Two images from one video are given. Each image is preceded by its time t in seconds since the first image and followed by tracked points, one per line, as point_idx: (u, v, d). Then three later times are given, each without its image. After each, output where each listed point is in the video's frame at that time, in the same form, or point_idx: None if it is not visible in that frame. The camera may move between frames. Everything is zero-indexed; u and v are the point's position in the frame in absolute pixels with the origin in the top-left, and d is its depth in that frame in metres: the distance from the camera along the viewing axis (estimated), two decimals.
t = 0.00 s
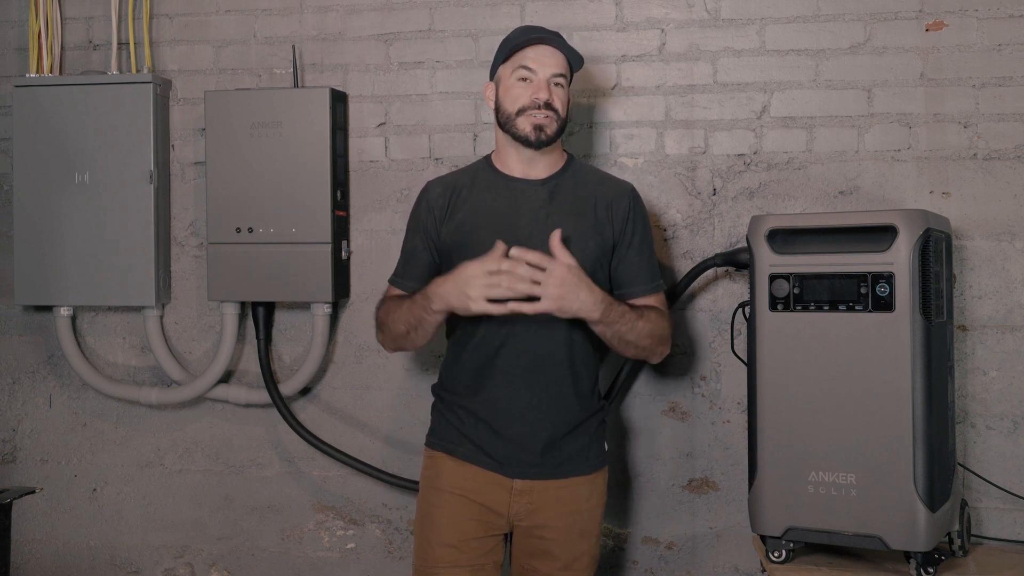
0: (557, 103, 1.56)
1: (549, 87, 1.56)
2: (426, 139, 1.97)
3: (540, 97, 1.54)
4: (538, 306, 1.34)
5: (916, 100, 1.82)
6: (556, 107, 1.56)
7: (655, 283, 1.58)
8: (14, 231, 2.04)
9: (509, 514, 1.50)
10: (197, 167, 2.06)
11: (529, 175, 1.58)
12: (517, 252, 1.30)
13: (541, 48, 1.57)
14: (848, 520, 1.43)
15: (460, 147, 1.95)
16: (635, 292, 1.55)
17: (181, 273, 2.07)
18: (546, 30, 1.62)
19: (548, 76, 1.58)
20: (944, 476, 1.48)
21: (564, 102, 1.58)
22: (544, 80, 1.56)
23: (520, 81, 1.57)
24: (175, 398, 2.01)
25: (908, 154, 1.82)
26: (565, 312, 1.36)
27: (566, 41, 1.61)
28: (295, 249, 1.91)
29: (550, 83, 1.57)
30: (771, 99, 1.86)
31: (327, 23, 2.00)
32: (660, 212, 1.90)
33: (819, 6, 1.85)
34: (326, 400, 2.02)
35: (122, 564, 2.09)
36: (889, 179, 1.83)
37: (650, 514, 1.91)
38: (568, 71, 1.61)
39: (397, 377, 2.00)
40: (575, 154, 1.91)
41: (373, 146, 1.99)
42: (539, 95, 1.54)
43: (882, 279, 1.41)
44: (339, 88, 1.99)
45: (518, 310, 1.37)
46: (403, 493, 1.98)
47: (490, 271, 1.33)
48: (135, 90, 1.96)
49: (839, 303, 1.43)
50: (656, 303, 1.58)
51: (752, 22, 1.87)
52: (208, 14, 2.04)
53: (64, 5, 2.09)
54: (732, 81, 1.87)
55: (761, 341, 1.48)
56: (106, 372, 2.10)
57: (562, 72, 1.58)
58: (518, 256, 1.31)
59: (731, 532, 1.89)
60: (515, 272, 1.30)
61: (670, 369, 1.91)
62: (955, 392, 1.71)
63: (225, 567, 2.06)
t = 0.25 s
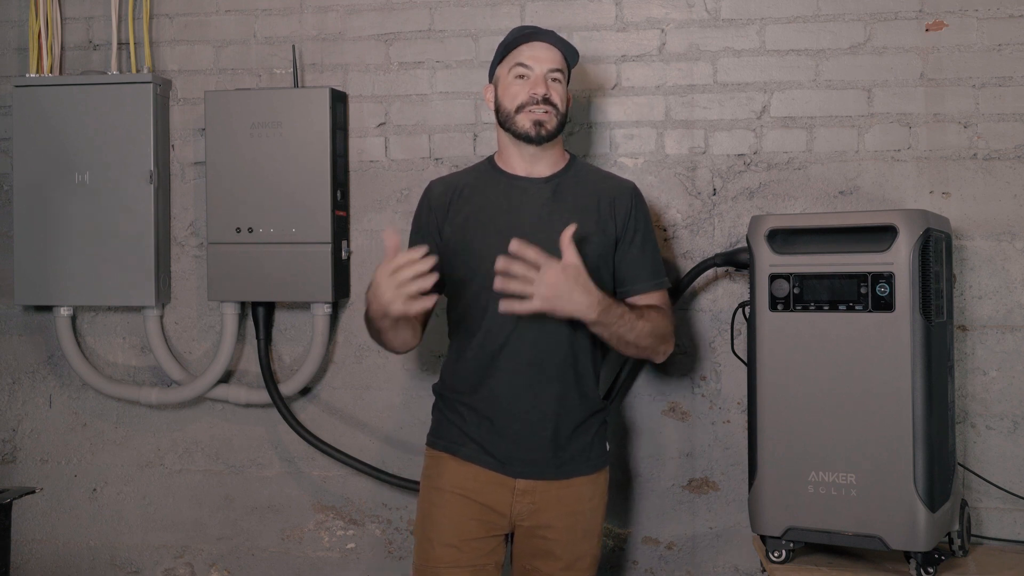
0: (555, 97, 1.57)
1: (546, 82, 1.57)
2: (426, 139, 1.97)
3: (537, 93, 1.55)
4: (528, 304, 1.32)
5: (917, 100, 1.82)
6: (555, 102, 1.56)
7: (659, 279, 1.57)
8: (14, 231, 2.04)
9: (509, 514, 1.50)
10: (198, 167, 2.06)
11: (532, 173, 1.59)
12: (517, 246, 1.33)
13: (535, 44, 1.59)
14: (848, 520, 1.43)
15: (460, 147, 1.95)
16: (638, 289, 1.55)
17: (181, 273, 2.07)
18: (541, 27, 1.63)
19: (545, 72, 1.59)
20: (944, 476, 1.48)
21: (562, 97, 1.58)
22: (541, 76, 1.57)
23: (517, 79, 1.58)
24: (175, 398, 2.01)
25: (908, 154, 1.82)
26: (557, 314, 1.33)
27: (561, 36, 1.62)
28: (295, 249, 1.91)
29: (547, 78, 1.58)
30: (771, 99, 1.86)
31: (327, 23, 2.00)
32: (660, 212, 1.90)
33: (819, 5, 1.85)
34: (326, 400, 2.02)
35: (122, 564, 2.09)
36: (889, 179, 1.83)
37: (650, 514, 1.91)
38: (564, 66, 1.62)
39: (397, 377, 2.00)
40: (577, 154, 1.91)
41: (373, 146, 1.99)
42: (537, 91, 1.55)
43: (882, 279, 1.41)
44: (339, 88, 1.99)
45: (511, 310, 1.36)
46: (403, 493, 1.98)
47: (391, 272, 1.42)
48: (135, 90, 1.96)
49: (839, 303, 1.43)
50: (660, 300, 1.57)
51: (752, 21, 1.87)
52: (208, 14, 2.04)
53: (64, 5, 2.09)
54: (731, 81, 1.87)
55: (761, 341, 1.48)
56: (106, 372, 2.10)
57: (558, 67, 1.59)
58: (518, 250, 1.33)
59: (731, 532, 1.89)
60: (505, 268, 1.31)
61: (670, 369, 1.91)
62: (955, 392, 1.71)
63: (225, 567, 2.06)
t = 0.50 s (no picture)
0: (555, 93, 1.57)
1: (546, 78, 1.58)
2: (426, 139, 1.97)
3: (538, 88, 1.56)
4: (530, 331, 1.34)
5: (917, 100, 1.82)
6: (555, 97, 1.57)
7: (659, 280, 1.57)
8: (14, 231, 2.04)
9: (510, 514, 1.50)
10: (198, 167, 2.06)
11: (533, 173, 1.59)
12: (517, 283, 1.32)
13: (535, 42, 1.60)
14: (848, 520, 1.43)
15: (460, 147, 1.95)
16: (640, 289, 1.55)
17: (181, 272, 2.07)
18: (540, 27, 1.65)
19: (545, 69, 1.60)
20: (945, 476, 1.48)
21: (562, 93, 1.59)
22: (541, 72, 1.58)
23: (517, 75, 1.59)
24: (175, 398, 2.01)
25: (908, 154, 1.82)
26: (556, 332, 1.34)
27: (560, 34, 1.64)
28: (295, 249, 1.91)
29: (547, 75, 1.59)
30: (771, 99, 1.86)
31: (327, 23, 2.00)
32: (660, 212, 1.90)
33: (819, 5, 1.85)
34: (326, 400, 2.02)
35: (122, 564, 2.09)
36: (889, 179, 1.83)
37: (650, 514, 1.91)
38: (564, 64, 1.64)
39: (397, 377, 2.00)
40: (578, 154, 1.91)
41: (373, 146, 1.99)
42: (537, 86, 1.56)
43: (882, 279, 1.41)
44: (338, 88, 1.99)
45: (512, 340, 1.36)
46: (403, 493, 1.98)
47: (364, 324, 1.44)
48: (135, 90, 1.96)
49: (839, 303, 1.43)
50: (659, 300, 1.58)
51: (752, 21, 1.87)
52: (208, 14, 2.04)
53: (64, 5, 2.09)
54: (732, 81, 1.87)
55: (761, 340, 1.48)
56: (106, 372, 2.10)
57: (558, 64, 1.60)
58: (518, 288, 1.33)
59: (731, 532, 1.89)
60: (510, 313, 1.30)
61: (670, 369, 1.91)
62: (955, 392, 1.71)
63: (225, 567, 2.06)
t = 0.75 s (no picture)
0: (553, 92, 1.57)
1: (544, 78, 1.58)
2: (426, 139, 1.97)
3: (535, 88, 1.56)
4: (530, 307, 1.34)
5: (917, 100, 1.82)
6: (553, 97, 1.57)
7: (660, 279, 1.57)
8: (14, 231, 2.04)
9: (510, 514, 1.50)
10: (198, 167, 2.06)
11: (534, 173, 1.59)
12: (522, 255, 1.32)
13: (531, 43, 1.60)
14: (848, 521, 1.43)
15: (460, 147, 1.95)
16: (641, 288, 1.55)
17: (181, 272, 2.07)
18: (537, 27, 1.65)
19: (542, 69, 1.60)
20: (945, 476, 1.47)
21: (561, 92, 1.59)
22: (538, 72, 1.58)
23: (514, 77, 1.59)
24: (175, 398, 2.01)
25: (908, 154, 1.82)
26: (556, 311, 1.35)
27: (557, 33, 1.64)
28: (295, 249, 1.91)
29: (545, 75, 1.59)
30: (771, 99, 1.86)
31: (327, 23, 2.00)
32: (660, 212, 1.90)
33: (819, 6, 1.85)
34: (326, 400, 2.02)
35: (122, 564, 2.09)
36: (889, 179, 1.83)
37: (651, 514, 1.91)
38: (562, 62, 1.63)
39: (397, 377, 2.00)
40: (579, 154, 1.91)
41: (373, 146, 1.99)
42: (535, 86, 1.56)
43: (882, 279, 1.41)
44: (338, 88, 1.99)
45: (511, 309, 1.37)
46: (403, 493, 1.98)
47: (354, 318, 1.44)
48: (135, 90, 1.96)
49: (839, 303, 1.43)
50: (661, 299, 1.58)
51: (752, 22, 1.87)
52: (208, 14, 2.04)
53: (65, 5, 2.09)
54: (732, 81, 1.87)
55: (761, 340, 1.48)
56: (106, 372, 2.10)
57: (555, 63, 1.60)
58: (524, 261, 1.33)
59: (731, 532, 1.89)
60: (511, 285, 1.30)
61: (670, 369, 1.91)
62: (955, 392, 1.71)
63: (225, 567, 2.06)
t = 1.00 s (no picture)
0: (548, 97, 1.57)
1: (537, 83, 1.57)
2: (426, 139, 1.97)
3: (529, 95, 1.55)
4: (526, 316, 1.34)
5: (917, 101, 1.82)
6: (548, 101, 1.56)
7: (662, 278, 1.57)
8: (14, 231, 2.04)
9: (510, 514, 1.50)
10: (198, 167, 2.06)
11: (535, 175, 1.59)
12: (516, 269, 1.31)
13: (523, 48, 1.59)
14: (848, 520, 1.43)
15: (460, 147, 1.95)
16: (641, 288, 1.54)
17: (181, 272, 2.07)
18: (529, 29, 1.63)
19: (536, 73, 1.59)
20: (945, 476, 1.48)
21: (556, 95, 1.58)
22: (532, 78, 1.58)
23: (509, 83, 1.58)
24: (175, 398, 2.01)
25: (908, 154, 1.82)
26: (551, 321, 1.35)
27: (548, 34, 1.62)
28: (295, 249, 1.91)
29: (538, 79, 1.58)
30: (771, 99, 1.86)
31: (327, 23, 2.00)
32: (660, 212, 1.90)
33: (819, 6, 1.85)
34: (326, 400, 2.02)
35: (122, 564, 2.09)
36: (889, 179, 1.83)
37: (651, 514, 1.91)
38: (556, 64, 1.62)
39: (397, 377, 2.00)
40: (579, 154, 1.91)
41: (373, 146, 1.98)
42: (529, 93, 1.56)
43: (882, 279, 1.41)
44: (338, 88, 1.99)
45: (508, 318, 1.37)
46: (403, 493, 1.98)
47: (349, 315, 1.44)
48: (135, 90, 1.96)
49: (839, 303, 1.43)
50: (662, 299, 1.58)
51: (752, 22, 1.87)
52: (208, 14, 2.04)
53: (64, 5, 2.09)
54: (732, 81, 1.87)
55: (761, 340, 1.48)
56: (106, 372, 2.10)
57: (548, 66, 1.59)
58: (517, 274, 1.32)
59: (731, 532, 1.89)
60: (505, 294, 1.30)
61: (671, 369, 1.91)
62: (955, 392, 1.71)
63: (225, 567, 2.06)
